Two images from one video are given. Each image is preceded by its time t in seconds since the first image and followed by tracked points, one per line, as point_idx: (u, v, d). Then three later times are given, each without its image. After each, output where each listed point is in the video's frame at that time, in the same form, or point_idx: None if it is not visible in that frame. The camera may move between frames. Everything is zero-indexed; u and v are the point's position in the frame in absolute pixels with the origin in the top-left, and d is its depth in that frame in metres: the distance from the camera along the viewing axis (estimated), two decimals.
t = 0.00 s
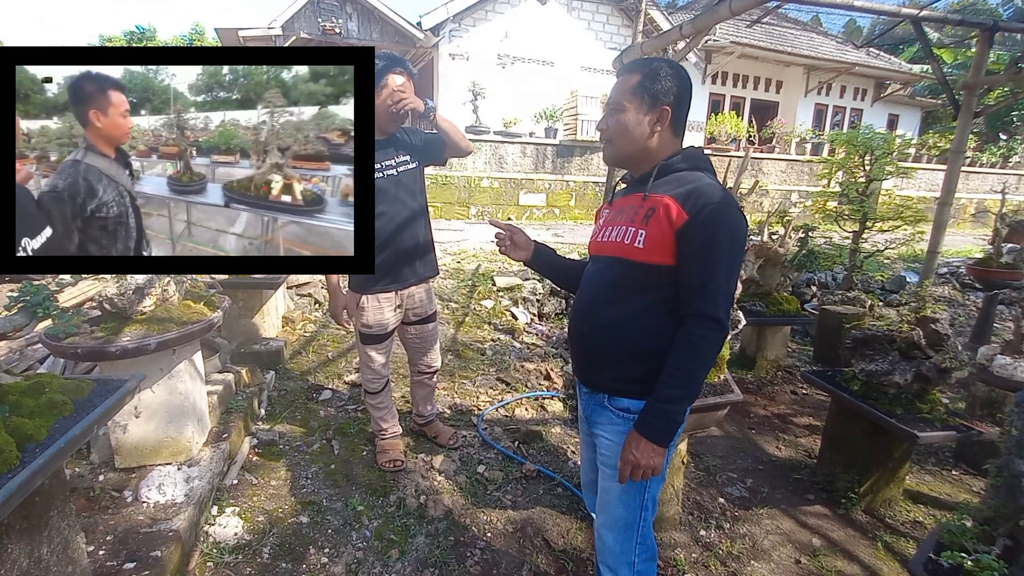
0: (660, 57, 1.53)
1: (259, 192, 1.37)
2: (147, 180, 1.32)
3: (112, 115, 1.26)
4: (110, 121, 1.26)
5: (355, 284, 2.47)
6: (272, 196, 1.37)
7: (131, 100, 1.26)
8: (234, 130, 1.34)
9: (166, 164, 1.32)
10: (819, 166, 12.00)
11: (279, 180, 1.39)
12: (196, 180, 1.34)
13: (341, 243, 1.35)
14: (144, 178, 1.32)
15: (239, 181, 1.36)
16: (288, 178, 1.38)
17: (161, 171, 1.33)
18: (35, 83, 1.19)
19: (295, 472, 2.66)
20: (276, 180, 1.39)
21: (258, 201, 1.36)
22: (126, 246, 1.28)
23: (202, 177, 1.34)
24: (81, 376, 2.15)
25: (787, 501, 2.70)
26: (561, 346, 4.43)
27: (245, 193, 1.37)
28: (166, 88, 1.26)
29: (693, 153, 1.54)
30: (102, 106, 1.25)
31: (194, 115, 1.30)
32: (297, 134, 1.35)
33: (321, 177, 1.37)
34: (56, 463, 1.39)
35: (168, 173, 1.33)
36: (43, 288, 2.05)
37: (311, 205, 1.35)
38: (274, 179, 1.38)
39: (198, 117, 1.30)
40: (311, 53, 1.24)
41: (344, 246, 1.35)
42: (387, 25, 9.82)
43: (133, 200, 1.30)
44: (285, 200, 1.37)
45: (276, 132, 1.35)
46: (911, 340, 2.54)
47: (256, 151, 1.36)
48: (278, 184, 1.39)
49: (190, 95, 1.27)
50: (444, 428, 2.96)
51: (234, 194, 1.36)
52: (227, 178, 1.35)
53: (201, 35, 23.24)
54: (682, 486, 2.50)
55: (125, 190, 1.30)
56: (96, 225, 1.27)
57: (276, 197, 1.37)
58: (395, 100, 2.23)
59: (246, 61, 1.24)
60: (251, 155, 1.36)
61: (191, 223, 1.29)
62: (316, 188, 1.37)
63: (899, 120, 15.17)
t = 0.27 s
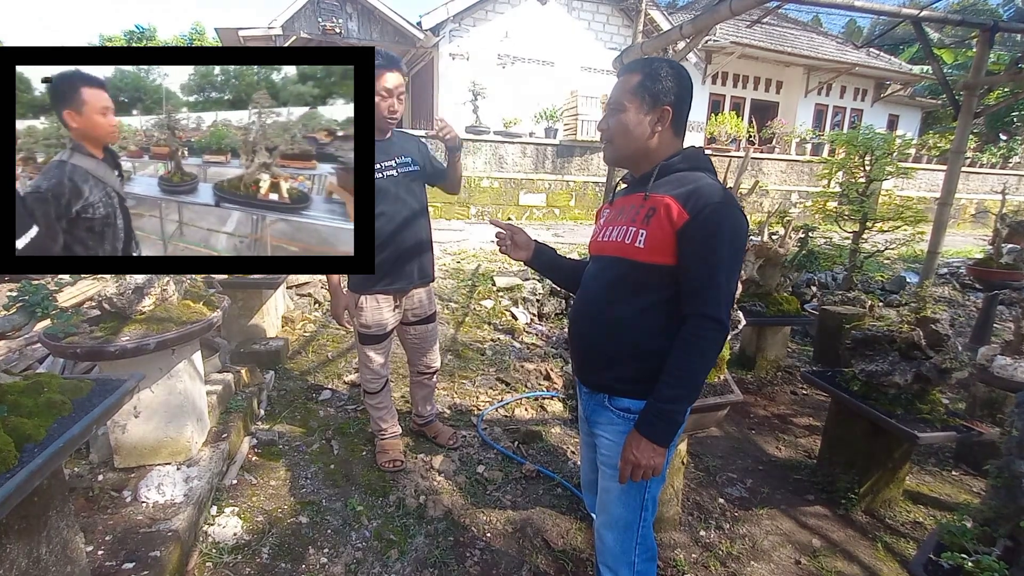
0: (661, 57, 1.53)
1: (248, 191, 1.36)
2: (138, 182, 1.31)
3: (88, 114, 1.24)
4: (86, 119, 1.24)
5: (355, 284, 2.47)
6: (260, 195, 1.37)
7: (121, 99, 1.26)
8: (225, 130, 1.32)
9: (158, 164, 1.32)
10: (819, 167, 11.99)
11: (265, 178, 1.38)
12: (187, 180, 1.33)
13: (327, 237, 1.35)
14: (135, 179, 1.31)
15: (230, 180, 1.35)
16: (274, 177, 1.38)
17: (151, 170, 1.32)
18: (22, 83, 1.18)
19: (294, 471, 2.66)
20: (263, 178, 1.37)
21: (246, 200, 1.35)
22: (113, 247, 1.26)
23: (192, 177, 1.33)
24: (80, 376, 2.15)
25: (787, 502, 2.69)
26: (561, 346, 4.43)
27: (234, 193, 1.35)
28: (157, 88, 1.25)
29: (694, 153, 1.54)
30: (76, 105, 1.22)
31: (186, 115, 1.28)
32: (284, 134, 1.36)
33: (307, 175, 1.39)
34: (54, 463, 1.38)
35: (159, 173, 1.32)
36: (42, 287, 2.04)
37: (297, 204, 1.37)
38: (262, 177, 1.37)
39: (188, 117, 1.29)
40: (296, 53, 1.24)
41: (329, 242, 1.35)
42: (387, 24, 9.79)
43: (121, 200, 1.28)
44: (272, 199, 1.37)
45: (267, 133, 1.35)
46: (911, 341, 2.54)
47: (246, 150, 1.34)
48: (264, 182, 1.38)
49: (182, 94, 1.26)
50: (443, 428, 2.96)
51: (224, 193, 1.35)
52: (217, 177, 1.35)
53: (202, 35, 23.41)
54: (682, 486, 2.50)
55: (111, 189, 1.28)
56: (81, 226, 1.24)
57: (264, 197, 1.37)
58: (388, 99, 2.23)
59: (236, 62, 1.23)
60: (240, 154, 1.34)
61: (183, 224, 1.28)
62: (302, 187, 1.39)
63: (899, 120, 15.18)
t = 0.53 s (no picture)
0: (661, 52, 1.52)
1: (237, 187, 1.36)
2: (129, 181, 1.30)
3: (56, 111, 1.20)
4: (55, 118, 1.20)
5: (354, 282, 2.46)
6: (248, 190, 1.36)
7: (110, 98, 1.24)
8: (217, 129, 1.32)
9: (149, 163, 1.31)
10: (819, 162, 11.98)
11: (253, 174, 1.36)
12: (177, 178, 1.32)
13: (313, 227, 1.33)
14: (123, 180, 1.31)
15: (219, 176, 1.35)
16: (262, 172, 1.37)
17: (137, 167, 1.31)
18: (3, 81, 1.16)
19: (294, 467, 2.66)
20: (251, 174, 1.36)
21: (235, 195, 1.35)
22: (98, 248, 1.25)
23: (183, 175, 1.33)
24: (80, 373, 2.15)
25: (785, 497, 2.70)
26: (560, 342, 4.43)
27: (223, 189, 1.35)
28: (148, 88, 1.24)
29: (694, 149, 1.54)
30: (42, 105, 1.19)
31: (178, 113, 1.28)
32: (270, 130, 1.35)
33: (297, 171, 1.38)
34: (54, 460, 1.38)
35: (150, 171, 1.31)
36: (40, 284, 2.03)
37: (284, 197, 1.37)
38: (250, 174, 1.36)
39: (179, 116, 1.29)
40: (286, 53, 1.23)
41: (315, 231, 1.33)
42: (386, 19, 9.68)
43: (106, 200, 1.27)
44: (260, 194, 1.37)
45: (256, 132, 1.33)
46: (911, 337, 2.54)
47: (234, 147, 1.34)
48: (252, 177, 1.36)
49: (174, 94, 1.26)
50: (443, 424, 2.96)
51: (213, 190, 1.34)
52: (209, 174, 1.34)
53: (200, 30, 23.36)
54: (681, 482, 2.50)
55: (93, 189, 1.26)
56: (64, 227, 1.23)
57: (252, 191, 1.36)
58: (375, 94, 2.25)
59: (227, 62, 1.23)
60: (229, 152, 1.34)
61: (175, 222, 1.28)
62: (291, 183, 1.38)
63: (900, 115, 15.15)
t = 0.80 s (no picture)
0: (660, 48, 1.51)
1: (232, 181, 1.37)
2: (125, 179, 1.30)
3: (31, 106, 1.18)
4: (32, 113, 1.19)
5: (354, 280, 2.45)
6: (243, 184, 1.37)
7: (104, 95, 1.24)
8: (211, 124, 1.33)
9: (142, 159, 1.31)
10: (819, 159, 11.96)
11: (246, 167, 1.38)
12: (173, 174, 1.31)
13: (308, 222, 1.36)
14: (120, 177, 1.31)
15: (214, 171, 1.35)
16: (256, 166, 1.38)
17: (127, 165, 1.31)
18: None
19: (295, 465, 2.66)
20: (244, 167, 1.38)
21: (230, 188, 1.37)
22: (88, 248, 1.25)
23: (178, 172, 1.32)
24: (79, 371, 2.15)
25: (785, 494, 2.70)
26: (560, 340, 4.43)
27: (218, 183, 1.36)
28: (142, 84, 1.23)
29: (694, 146, 1.53)
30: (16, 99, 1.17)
31: (174, 108, 1.27)
32: (264, 125, 1.36)
33: (289, 164, 1.39)
34: (53, 458, 1.38)
35: (145, 168, 1.31)
36: (39, 282, 2.03)
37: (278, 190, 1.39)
38: (243, 168, 1.37)
39: (174, 112, 1.28)
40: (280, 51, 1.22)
41: (309, 225, 1.35)
42: (386, 17, 9.59)
43: (93, 198, 1.27)
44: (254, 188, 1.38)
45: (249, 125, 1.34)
46: (911, 334, 2.54)
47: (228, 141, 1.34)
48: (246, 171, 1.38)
49: (169, 89, 1.25)
50: (443, 422, 2.96)
51: (209, 185, 1.35)
52: (205, 170, 1.35)
53: (198, 28, 23.32)
54: (681, 479, 2.50)
55: (79, 187, 1.25)
56: (50, 227, 1.22)
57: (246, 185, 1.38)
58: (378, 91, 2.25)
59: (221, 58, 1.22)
60: (224, 147, 1.35)
61: (171, 217, 1.27)
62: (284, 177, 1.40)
63: (901, 113, 15.13)
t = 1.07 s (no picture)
0: (660, 48, 1.51)
1: (235, 177, 1.36)
2: (124, 179, 1.30)
3: None
4: None
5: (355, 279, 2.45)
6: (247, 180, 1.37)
7: (102, 95, 1.24)
8: (211, 118, 1.31)
9: (140, 157, 1.30)
10: (819, 158, 11.95)
11: (251, 162, 1.37)
12: (172, 172, 1.31)
13: (314, 215, 1.35)
14: (117, 178, 1.30)
15: (216, 167, 1.35)
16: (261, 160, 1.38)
17: (122, 164, 1.30)
18: None
19: (295, 465, 2.66)
20: (248, 162, 1.36)
21: (233, 184, 1.36)
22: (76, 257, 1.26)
23: (177, 170, 1.32)
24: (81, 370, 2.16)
25: (786, 493, 2.70)
26: (561, 339, 4.43)
27: (218, 180, 1.35)
28: (140, 82, 1.24)
29: (693, 146, 1.53)
30: None
31: (171, 105, 1.27)
32: (267, 117, 1.34)
33: (294, 156, 1.38)
34: (54, 458, 1.38)
35: (141, 166, 1.30)
36: (40, 282, 2.03)
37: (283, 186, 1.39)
38: (247, 161, 1.36)
39: (171, 109, 1.28)
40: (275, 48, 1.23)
41: (316, 219, 1.34)
42: (386, 16, 9.54)
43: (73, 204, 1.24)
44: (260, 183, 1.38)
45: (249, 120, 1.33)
46: (911, 333, 2.54)
47: (230, 134, 1.33)
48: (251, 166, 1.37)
49: (166, 86, 1.25)
50: (444, 421, 2.96)
51: (211, 182, 1.34)
52: (206, 166, 1.34)
53: (197, 27, 23.34)
54: (681, 478, 2.51)
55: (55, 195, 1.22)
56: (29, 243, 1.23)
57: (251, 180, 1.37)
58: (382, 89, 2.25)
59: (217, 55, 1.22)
60: (226, 141, 1.34)
61: (173, 217, 1.28)
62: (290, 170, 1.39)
63: (901, 111, 15.13)
